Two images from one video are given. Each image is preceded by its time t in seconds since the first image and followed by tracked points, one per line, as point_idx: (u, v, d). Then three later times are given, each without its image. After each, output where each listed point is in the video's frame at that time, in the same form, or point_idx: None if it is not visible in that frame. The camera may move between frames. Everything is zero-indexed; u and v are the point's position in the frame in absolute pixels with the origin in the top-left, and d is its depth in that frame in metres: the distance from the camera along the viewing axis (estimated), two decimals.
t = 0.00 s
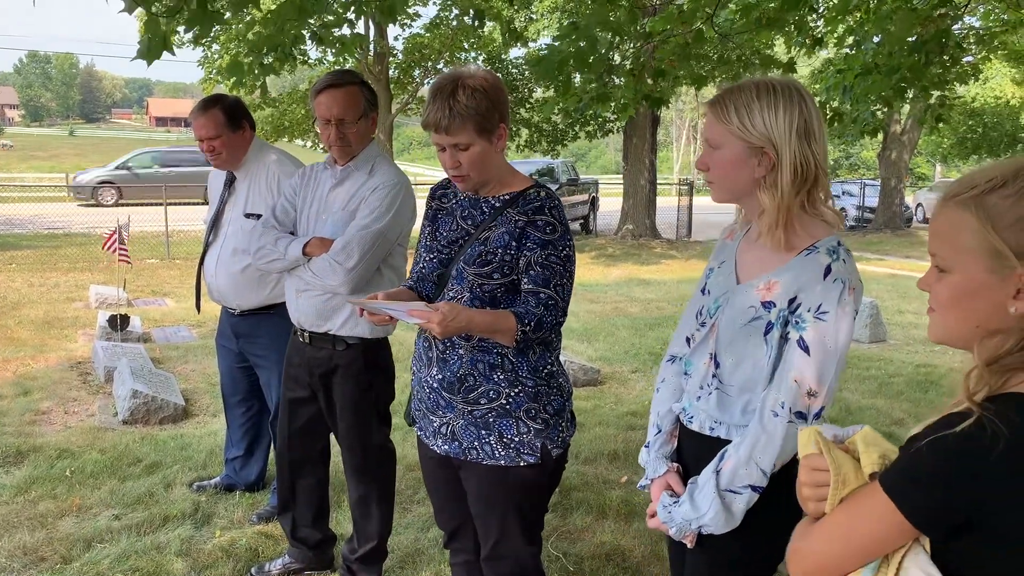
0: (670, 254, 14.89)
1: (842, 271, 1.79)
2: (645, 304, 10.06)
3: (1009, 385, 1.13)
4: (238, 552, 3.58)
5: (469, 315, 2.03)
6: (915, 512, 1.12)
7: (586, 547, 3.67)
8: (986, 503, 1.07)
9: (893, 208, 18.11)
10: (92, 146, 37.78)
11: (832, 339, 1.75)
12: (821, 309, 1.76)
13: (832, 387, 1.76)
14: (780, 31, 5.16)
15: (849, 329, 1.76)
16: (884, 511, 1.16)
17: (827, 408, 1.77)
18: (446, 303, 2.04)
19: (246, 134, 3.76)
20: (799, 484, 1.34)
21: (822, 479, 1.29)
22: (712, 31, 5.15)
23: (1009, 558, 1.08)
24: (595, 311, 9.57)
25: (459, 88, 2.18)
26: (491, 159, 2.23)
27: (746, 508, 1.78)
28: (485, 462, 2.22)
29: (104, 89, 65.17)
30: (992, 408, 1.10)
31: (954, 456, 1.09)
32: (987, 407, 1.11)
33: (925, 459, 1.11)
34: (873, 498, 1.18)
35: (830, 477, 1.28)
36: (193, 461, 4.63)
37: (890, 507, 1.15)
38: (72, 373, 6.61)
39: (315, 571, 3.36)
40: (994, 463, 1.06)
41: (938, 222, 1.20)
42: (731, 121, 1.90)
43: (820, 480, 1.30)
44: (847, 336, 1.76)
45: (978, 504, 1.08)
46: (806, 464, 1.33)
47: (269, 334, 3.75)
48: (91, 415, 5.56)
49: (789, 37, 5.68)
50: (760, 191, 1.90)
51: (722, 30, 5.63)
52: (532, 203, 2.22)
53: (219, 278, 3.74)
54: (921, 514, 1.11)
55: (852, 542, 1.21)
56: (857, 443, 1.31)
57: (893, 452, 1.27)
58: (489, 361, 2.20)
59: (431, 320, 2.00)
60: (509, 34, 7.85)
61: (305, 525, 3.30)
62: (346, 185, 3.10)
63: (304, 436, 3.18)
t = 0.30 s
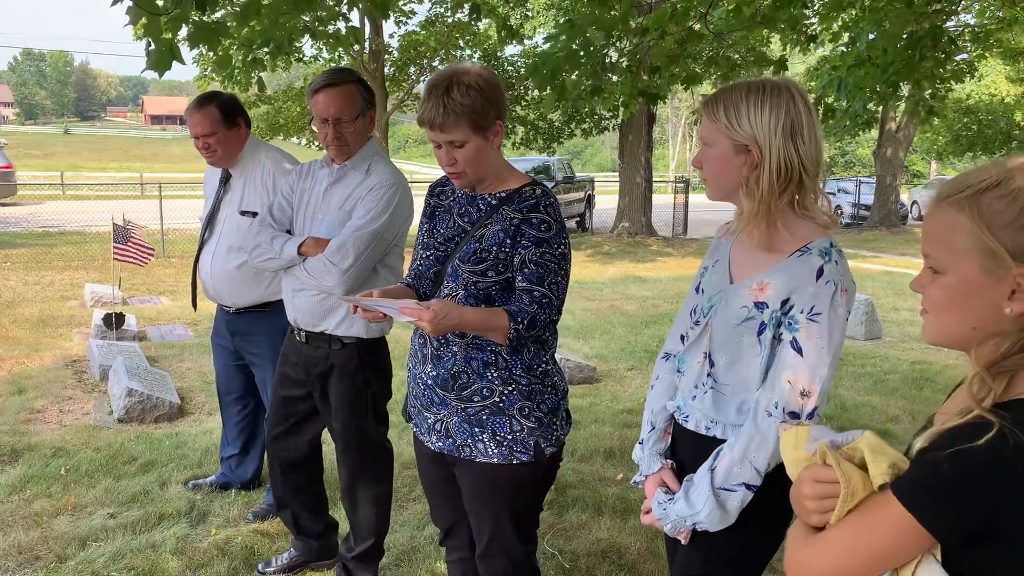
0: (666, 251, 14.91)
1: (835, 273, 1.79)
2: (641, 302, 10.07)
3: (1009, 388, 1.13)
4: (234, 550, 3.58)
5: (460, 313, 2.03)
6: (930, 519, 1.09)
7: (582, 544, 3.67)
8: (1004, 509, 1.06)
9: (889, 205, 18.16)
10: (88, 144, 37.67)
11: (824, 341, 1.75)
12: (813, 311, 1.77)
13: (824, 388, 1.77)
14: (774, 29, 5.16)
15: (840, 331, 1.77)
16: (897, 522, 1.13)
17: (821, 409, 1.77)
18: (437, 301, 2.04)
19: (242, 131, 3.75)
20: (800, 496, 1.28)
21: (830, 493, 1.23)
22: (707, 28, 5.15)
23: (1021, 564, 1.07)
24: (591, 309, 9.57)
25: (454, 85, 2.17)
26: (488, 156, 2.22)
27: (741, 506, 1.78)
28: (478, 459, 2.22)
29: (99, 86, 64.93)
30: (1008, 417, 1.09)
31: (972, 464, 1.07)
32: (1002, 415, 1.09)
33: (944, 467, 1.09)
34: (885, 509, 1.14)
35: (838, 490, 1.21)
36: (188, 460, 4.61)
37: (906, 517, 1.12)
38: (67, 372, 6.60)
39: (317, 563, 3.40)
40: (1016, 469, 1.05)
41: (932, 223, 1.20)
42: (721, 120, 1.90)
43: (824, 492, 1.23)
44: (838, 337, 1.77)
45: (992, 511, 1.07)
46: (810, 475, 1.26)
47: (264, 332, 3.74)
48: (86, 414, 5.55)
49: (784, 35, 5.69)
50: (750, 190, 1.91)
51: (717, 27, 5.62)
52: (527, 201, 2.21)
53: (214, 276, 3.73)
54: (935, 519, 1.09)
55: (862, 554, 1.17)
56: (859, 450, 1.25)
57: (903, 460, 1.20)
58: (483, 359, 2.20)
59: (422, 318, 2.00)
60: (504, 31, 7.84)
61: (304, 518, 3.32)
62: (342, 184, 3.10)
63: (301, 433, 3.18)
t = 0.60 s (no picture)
0: (665, 249, 14.92)
1: (830, 263, 1.80)
2: (639, 299, 10.07)
3: (1011, 388, 1.11)
4: (232, 549, 3.58)
5: (455, 309, 2.04)
6: (949, 527, 1.07)
7: (580, 541, 3.68)
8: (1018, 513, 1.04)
9: (887, 202, 18.18)
10: (84, 142, 37.60)
11: (822, 331, 1.77)
12: (810, 301, 1.78)
13: (822, 376, 1.78)
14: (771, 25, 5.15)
15: (837, 319, 1.79)
16: (914, 532, 1.10)
17: (820, 397, 1.79)
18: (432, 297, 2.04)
19: (239, 129, 3.75)
20: (807, 508, 1.24)
21: (842, 507, 1.18)
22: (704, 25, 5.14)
23: None
24: (589, 306, 9.57)
25: (455, 82, 2.17)
26: (488, 153, 2.22)
27: (746, 498, 1.78)
28: (475, 456, 2.22)
29: (96, 84, 64.85)
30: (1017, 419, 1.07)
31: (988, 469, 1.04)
32: (1005, 418, 1.08)
33: (958, 473, 1.06)
34: (899, 519, 1.12)
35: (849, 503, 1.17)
36: (186, 458, 4.61)
37: (924, 526, 1.09)
38: (64, 370, 6.59)
39: (317, 563, 3.41)
40: None
41: (932, 218, 1.20)
42: (717, 113, 1.91)
43: (834, 506, 1.19)
44: (834, 327, 1.78)
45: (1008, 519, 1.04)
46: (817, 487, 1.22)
47: (262, 330, 3.75)
48: (84, 412, 5.55)
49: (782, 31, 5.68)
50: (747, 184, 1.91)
51: (714, 24, 5.61)
52: (527, 198, 2.21)
53: (212, 273, 3.73)
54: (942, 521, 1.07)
55: (877, 566, 1.13)
56: (862, 458, 1.20)
57: (913, 466, 1.16)
58: (481, 356, 2.20)
59: (417, 314, 2.01)
60: (502, 28, 7.82)
61: (306, 517, 3.33)
62: (333, 180, 3.10)
63: (297, 432, 3.17)
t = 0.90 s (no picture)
0: (664, 247, 14.92)
1: (830, 251, 1.83)
2: (638, 298, 10.07)
3: (1011, 390, 1.11)
4: (232, 547, 3.58)
5: (456, 306, 2.04)
6: (953, 532, 1.05)
7: (580, 540, 3.68)
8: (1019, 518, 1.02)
9: (886, 201, 18.18)
10: (84, 141, 37.57)
11: (828, 318, 1.79)
12: (815, 289, 1.79)
13: (831, 363, 1.79)
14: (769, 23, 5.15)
15: (842, 306, 1.81)
16: (918, 539, 1.08)
17: (830, 384, 1.81)
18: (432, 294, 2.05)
19: (238, 127, 3.75)
20: (806, 511, 1.24)
21: (841, 512, 1.18)
22: (703, 23, 5.13)
23: None
24: (589, 305, 9.57)
25: (456, 80, 2.17)
26: (489, 151, 2.22)
27: (766, 491, 1.78)
28: (476, 453, 2.22)
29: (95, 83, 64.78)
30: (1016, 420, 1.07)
31: (991, 474, 1.03)
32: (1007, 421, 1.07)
33: (961, 478, 1.05)
34: (901, 525, 1.11)
35: (848, 508, 1.17)
36: (186, 456, 4.62)
37: (927, 532, 1.08)
38: (63, 368, 6.59)
39: (317, 561, 3.42)
40: None
41: (929, 214, 1.20)
42: (730, 108, 1.89)
43: (834, 512, 1.19)
44: (840, 314, 1.80)
45: (1010, 524, 1.02)
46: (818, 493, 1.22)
47: (260, 327, 3.76)
48: (83, 410, 5.55)
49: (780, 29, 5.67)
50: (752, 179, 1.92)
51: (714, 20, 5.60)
52: (526, 195, 2.21)
53: (211, 272, 3.72)
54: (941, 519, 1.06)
55: (877, 570, 1.12)
56: (862, 463, 1.20)
57: (915, 470, 1.15)
58: (481, 353, 2.20)
59: (417, 312, 2.01)
60: (501, 27, 7.81)
61: (305, 515, 3.34)
62: (325, 178, 3.10)
63: (294, 430, 3.17)
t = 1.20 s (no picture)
0: (664, 246, 14.92)
1: (832, 248, 1.84)
2: (638, 297, 10.07)
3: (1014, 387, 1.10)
4: (232, 545, 3.58)
5: (456, 305, 2.04)
6: (954, 530, 1.05)
7: (579, 538, 3.68)
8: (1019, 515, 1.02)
9: (886, 201, 18.17)
10: (84, 139, 37.54)
11: (832, 315, 1.79)
12: (819, 286, 1.80)
13: (837, 360, 1.80)
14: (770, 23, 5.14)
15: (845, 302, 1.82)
16: (921, 536, 1.08)
17: (835, 381, 1.81)
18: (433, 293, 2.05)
19: (237, 126, 3.75)
20: (807, 507, 1.24)
21: (844, 510, 1.17)
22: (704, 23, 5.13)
23: None
24: (589, 304, 9.57)
25: (456, 79, 2.17)
26: (489, 149, 2.22)
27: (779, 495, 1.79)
28: (475, 451, 2.22)
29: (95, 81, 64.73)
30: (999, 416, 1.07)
31: (985, 471, 1.03)
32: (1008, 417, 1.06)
33: (963, 474, 1.04)
34: (904, 522, 1.10)
35: (850, 506, 1.16)
36: (185, 454, 4.62)
37: (929, 530, 1.07)
38: (63, 367, 6.58)
39: (316, 559, 3.43)
40: None
41: (925, 210, 1.20)
42: (744, 111, 1.88)
43: (836, 510, 1.18)
44: (844, 310, 1.82)
45: (1011, 522, 1.02)
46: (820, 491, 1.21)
47: (260, 326, 3.77)
48: (83, 408, 5.55)
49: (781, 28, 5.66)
50: (759, 180, 1.93)
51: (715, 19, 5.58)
52: (526, 194, 2.21)
53: (210, 272, 3.72)
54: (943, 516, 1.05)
55: (879, 569, 1.13)
56: (864, 459, 1.20)
57: (917, 467, 1.14)
58: (480, 351, 2.20)
59: (417, 310, 2.01)
60: (501, 26, 7.80)
61: (305, 514, 3.34)
62: (322, 175, 3.10)
63: (293, 428, 3.17)
